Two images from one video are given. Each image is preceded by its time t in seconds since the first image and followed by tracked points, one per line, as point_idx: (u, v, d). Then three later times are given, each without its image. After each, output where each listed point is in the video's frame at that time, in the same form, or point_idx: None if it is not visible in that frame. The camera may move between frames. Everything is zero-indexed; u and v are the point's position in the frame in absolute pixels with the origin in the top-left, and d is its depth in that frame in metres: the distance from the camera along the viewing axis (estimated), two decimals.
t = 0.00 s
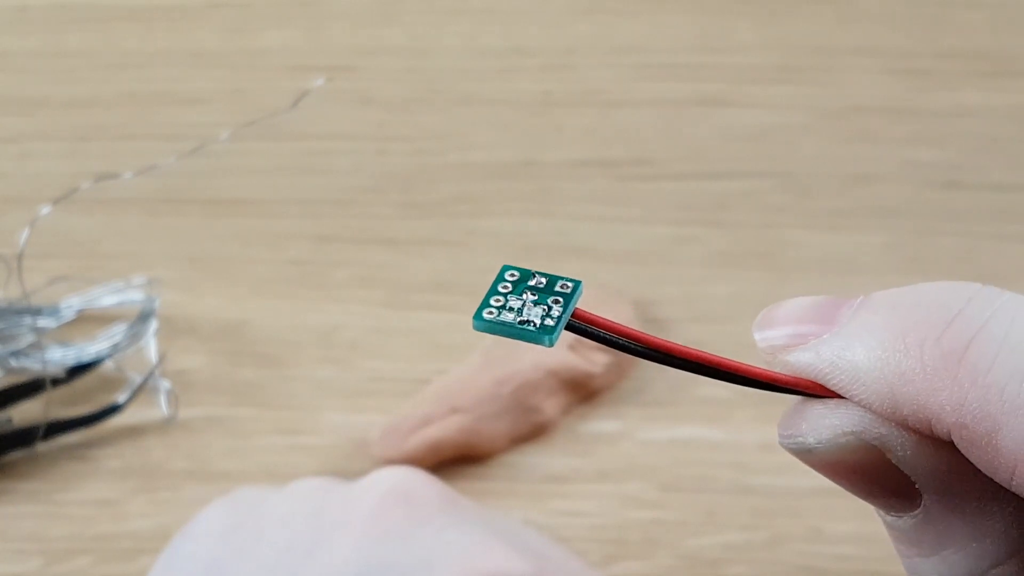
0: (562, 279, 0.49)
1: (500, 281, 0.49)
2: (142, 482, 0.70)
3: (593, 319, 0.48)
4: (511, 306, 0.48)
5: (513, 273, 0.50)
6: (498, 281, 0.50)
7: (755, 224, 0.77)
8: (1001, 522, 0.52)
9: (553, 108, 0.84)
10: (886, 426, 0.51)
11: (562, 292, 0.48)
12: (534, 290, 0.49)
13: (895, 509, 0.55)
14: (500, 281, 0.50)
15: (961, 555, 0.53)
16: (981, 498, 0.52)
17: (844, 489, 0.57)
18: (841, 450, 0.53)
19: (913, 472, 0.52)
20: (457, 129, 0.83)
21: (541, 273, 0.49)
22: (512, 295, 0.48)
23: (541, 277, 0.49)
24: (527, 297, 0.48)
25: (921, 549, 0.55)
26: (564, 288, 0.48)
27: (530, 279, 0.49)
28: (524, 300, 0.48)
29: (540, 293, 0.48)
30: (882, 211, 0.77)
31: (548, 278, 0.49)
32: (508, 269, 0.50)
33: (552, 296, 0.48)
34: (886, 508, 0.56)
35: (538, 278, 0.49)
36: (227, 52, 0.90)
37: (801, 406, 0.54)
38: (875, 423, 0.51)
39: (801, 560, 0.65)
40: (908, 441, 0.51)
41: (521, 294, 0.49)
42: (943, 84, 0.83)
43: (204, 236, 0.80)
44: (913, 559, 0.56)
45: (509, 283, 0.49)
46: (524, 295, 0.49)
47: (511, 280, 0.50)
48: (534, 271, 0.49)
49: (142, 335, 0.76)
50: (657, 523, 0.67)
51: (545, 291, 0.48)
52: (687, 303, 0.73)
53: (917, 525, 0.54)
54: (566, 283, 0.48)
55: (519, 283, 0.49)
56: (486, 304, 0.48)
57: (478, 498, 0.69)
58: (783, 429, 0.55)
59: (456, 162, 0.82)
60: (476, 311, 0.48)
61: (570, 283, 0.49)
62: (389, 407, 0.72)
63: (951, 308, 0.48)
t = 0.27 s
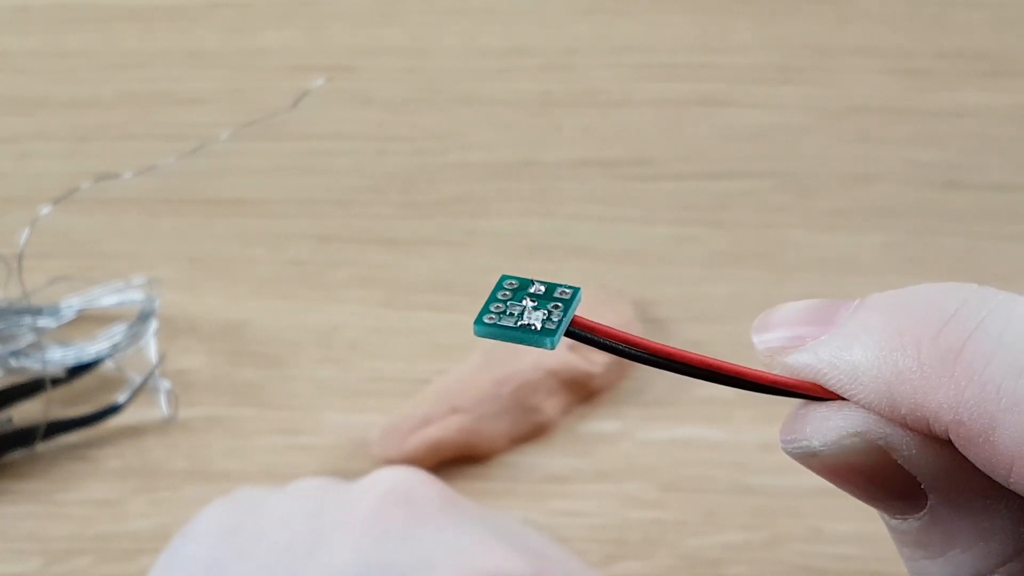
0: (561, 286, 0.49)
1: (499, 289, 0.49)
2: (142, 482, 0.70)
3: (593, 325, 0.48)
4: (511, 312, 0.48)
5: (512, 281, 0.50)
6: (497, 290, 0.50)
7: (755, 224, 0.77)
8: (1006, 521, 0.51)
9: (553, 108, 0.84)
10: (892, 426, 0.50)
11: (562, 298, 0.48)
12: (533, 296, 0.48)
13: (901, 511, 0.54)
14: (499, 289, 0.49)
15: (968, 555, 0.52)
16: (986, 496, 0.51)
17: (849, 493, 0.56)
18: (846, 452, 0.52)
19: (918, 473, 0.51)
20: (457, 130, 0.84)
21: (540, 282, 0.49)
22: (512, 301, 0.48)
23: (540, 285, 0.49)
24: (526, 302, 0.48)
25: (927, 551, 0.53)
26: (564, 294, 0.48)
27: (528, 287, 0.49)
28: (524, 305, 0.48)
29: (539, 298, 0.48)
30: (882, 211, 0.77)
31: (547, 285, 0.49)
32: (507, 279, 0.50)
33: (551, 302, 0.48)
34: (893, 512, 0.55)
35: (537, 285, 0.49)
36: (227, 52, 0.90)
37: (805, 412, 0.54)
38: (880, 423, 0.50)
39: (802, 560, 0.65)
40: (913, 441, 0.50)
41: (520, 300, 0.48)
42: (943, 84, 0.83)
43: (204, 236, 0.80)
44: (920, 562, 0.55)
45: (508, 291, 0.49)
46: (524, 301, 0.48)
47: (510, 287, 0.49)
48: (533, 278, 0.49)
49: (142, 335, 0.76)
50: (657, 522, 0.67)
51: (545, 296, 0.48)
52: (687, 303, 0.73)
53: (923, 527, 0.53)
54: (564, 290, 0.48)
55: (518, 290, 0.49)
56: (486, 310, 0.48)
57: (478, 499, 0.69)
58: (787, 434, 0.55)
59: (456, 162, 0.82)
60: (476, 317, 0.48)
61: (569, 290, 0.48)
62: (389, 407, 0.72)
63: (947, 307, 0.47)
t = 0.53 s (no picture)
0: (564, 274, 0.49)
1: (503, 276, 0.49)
2: (142, 482, 0.70)
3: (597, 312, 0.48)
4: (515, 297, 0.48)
5: (514, 271, 0.50)
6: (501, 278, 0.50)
7: (755, 224, 0.77)
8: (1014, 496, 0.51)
9: (553, 108, 0.84)
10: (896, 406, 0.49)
11: (565, 283, 0.48)
12: (537, 282, 0.48)
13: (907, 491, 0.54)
14: (503, 276, 0.49)
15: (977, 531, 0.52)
16: (995, 474, 0.51)
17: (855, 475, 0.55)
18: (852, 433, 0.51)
19: (925, 452, 0.50)
20: (457, 130, 0.83)
21: (543, 270, 0.49)
22: (516, 286, 0.48)
23: (543, 272, 0.49)
24: (530, 288, 0.48)
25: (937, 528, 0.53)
26: (567, 280, 0.48)
27: (532, 274, 0.49)
28: (528, 291, 0.48)
29: (543, 284, 0.48)
30: (882, 211, 0.77)
31: (550, 272, 0.49)
32: (510, 268, 0.50)
33: (555, 288, 0.48)
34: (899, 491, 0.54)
35: (540, 273, 0.49)
36: (227, 52, 0.90)
37: (809, 395, 0.53)
38: (885, 402, 0.49)
39: (802, 560, 0.65)
40: (919, 419, 0.49)
41: (524, 286, 0.48)
42: (943, 85, 0.83)
43: (205, 236, 0.80)
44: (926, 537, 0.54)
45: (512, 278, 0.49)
46: (528, 287, 0.48)
47: (512, 275, 0.49)
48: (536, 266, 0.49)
49: (142, 335, 0.76)
50: (657, 523, 0.67)
51: (548, 282, 0.48)
52: (687, 302, 0.73)
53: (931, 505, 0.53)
54: (568, 276, 0.48)
55: (521, 277, 0.49)
56: (490, 295, 0.48)
57: (478, 499, 0.69)
58: (792, 418, 0.54)
59: (456, 162, 0.82)
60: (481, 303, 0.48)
61: (572, 277, 0.48)
62: (389, 407, 0.72)
63: (948, 288, 0.48)
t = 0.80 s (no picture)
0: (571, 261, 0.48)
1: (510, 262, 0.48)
2: (142, 482, 0.70)
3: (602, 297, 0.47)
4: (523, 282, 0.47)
5: (522, 256, 0.49)
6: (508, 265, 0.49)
7: (755, 224, 0.77)
8: None
9: (553, 109, 0.84)
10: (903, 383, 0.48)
11: (573, 268, 0.47)
12: (544, 267, 0.48)
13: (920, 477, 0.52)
14: (510, 262, 0.48)
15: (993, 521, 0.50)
16: (1012, 455, 0.49)
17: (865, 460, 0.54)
18: (861, 414, 0.50)
19: (935, 433, 0.49)
20: (456, 130, 0.83)
21: (550, 257, 0.49)
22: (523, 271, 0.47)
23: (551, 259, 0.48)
24: (538, 273, 0.47)
25: (953, 518, 0.51)
26: (576, 264, 0.47)
27: (539, 260, 0.48)
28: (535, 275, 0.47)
29: (551, 270, 0.47)
30: (883, 211, 0.77)
31: (557, 259, 0.48)
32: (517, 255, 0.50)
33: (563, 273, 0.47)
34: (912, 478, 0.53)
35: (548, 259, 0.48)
36: (227, 52, 0.90)
37: (817, 377, 0.52)
38: (893, 382, 0.49)
39: (803, 560, 0.65)
40: (928, 399, 0.48)
41: (532, 270, 0.48)
42: (943, 85, 0.83)
43: (205, 236, 0.80)
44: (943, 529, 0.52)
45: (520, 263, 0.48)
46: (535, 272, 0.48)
47: (521, 260, 0.49)
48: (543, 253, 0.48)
49: (142, 335, 0.76)
50: (657, 522, 0.67)
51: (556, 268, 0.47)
52: (685, 302, 0.73)
53: (944, 491, 0.51)
54: (575, 262, 0.48)
55: (528, 263, 0.48)
56: (498, 281, 0.47)
57: (478, 499, 0.69)
58: (800, 402, 0.53)
59: (456, 162, 0.82)
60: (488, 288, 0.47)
61: (580, 262, 0.48)
62: (389, 407, 0.72)
63: (956, 267, 0.48)
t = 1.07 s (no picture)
0: (573, 247, 0.48)
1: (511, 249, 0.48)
2: (142, 482, 0.70)
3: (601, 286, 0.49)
4: (519, 275, 0.48)
5: (525, 238, 0.49)
6: (510, 246, 0.49)
7: (755, 224, 0.77)
8: (979, 502, 0.54)
9: (553, 109, 0.84)
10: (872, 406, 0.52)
11: (571, 263, 0.47)
12: (543, 259, 0.48)
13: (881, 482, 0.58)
14: (511, 249, 0.49)
15: (940, 532, 0.55)
16: (965, 479, 0.54)
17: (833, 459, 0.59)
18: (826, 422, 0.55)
19: (899, 450, 0.54)
20: (456, 129, 0.83)
21: (553, 240, 0.48)
22: (522, 265, 0.48)
23: (552, 247, 0.48)
24: (536, 267, 0.48)
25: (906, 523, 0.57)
26: (574, 257, 0.48)
27: (540, 247, 0.48)
28: (532, 270, 0.48)
29: (549, 264, 0.48)
30: (882, 211, 0.77)
31: (559, 247, 0.48)
32: (522, 233, 0.49)
33: (561, 266, 0.48)
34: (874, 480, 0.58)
35: (549, 246, 0.48)
36: (227, 52, 0.90)
37: (795, 382, 0.56)
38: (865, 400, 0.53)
39: (803, 560, 0.65)
40: (893, 422, 0.52)
41: (531, 262, 0.48)
42: (942, 85, 0.83)
43: (205, 236, 0.80)
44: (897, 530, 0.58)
45: (520, 251, 0.49)
46: (533, 264, 0.48)
47: (522, 246, 0.49)
48: (545, 240, 0.48)
49: (142, 335, 0.77)
50: (657, 522, 0.67)
51: (555, 262, 0.48)
52: (684, 302, 0.74)
53: (902, 501, 0.56)
54: (575, 254, 0.48)
55: (529, 251, 0.48)
56: (495, 272, 0.48)
57: (479, 499, 0.69)
58: (780, 399, 0.57)
59: (456, 162, 0.82)
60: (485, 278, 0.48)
61: (580, 253, 0.48)
62: (389, 407, 0.72)
63: (960, 306, 0.47)
